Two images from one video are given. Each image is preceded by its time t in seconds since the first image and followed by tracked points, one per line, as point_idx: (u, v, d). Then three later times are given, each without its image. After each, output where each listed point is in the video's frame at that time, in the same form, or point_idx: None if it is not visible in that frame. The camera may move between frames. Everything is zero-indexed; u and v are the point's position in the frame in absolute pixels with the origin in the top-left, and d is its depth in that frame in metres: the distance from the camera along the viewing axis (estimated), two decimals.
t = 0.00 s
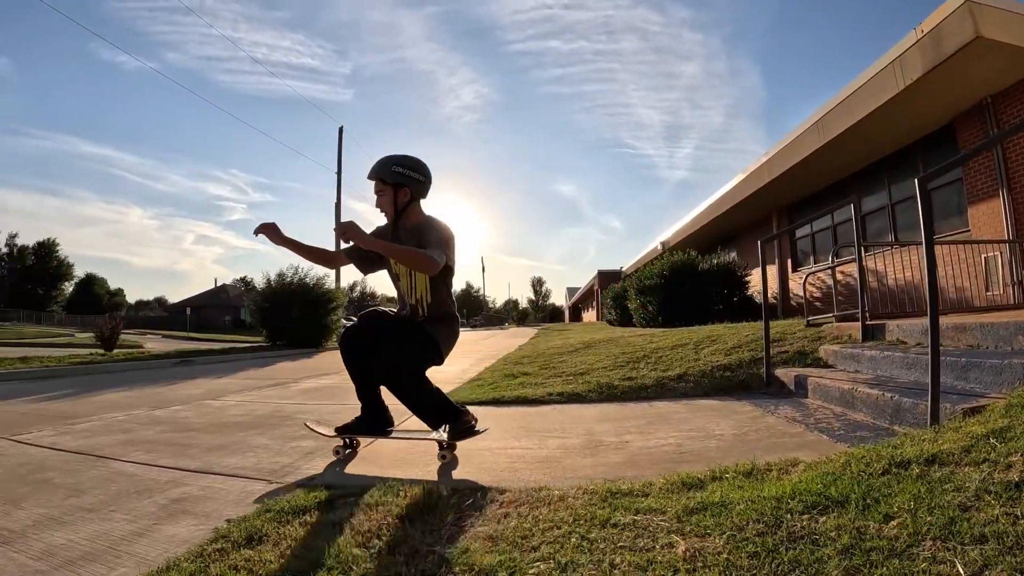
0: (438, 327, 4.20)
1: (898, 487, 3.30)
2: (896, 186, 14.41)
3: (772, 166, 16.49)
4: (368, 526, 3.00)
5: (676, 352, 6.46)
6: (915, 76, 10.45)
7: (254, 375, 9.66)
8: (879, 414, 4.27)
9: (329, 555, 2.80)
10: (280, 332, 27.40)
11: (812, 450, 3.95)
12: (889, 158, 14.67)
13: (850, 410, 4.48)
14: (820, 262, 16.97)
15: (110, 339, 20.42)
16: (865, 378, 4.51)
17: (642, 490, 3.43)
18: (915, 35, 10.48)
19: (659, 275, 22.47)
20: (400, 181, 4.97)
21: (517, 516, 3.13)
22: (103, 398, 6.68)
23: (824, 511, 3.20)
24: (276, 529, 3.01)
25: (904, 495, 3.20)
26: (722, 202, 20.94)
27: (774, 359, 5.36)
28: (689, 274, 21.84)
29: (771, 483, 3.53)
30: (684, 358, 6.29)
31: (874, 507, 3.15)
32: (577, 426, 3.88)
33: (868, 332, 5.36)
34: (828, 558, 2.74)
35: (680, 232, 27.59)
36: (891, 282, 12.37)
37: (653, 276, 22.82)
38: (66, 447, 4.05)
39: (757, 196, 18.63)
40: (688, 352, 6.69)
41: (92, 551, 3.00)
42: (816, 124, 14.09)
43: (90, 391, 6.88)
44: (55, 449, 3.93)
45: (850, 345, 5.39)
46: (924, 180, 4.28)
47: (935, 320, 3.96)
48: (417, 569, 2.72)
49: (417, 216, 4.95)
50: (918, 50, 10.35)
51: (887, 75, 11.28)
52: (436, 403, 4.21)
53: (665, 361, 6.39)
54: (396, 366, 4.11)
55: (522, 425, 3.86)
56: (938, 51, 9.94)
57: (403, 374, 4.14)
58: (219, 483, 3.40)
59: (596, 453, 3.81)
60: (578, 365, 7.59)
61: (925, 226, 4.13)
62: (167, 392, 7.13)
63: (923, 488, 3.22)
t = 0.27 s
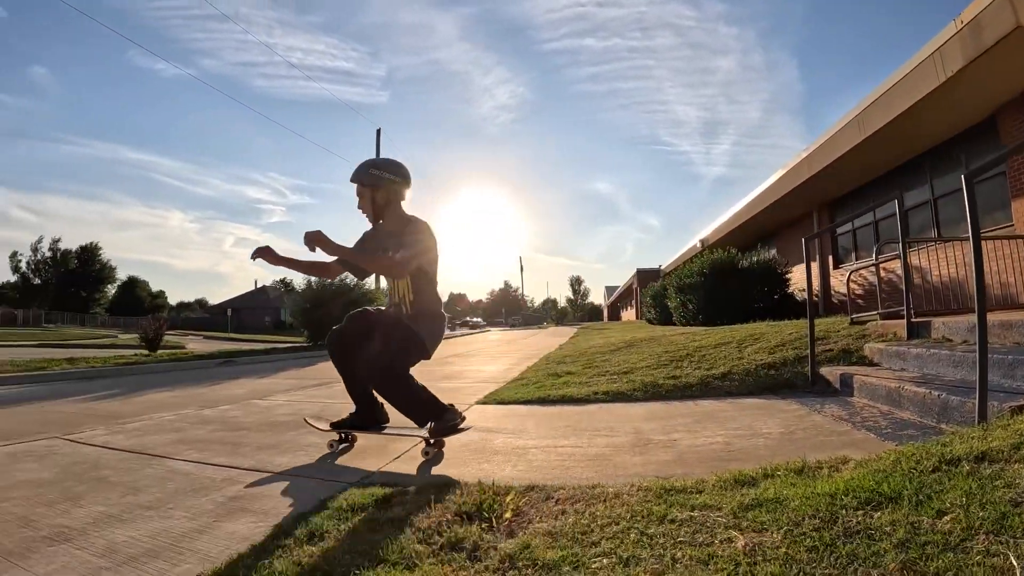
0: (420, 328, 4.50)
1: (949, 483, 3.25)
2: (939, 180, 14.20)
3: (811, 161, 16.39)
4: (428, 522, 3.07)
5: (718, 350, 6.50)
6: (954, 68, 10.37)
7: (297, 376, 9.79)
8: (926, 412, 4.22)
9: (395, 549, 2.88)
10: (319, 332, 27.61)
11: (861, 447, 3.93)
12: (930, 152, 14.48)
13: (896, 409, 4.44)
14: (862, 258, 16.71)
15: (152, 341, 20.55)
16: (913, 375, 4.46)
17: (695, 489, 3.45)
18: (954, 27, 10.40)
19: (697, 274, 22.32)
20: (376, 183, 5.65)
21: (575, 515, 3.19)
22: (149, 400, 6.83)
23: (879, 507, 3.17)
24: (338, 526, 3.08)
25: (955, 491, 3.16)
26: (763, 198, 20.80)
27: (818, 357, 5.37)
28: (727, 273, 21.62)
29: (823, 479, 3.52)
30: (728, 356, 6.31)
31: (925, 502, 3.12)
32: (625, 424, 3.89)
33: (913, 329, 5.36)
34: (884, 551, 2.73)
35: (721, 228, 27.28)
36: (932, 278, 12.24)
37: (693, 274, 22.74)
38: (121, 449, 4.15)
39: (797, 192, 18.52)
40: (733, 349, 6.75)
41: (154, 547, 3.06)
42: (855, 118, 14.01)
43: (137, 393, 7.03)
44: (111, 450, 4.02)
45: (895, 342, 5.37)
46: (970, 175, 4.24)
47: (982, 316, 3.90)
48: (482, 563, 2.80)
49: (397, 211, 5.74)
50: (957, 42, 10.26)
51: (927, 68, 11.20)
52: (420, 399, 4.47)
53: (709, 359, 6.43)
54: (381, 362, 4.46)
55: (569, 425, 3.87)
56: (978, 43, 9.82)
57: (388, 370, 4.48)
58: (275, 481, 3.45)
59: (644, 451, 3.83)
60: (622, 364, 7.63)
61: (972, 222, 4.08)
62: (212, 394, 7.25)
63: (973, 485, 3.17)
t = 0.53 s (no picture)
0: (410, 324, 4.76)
1: (992, 479, 3.21)
2: (975, 174, 13.98)
3: (844, 156, 16.27)
4: (475, 519, 3.11)
5: (754, 350, 6.55)
6: (986, 61, 10.27)
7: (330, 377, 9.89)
8: (964, 410, 4.15)
9: (445, 547, 2.92)
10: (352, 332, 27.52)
11: (900, 445, 3.89)
12: (965, 145, 14.30)
13: (933, 407, 4.38)
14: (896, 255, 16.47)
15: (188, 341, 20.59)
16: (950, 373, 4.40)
17: (737, 486, 3.47)
18: (986, 19, 10.28)
19: (728, 272, 22.20)
20: (361, 181, 5.90)
21: (619, 513, 3.22)
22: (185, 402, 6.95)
23: (921, 503, 3.14)
24: (386, 523, 3.12)
25: (1000, 488, 3.11)
26: (795, 194, 20.65)
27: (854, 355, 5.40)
28: (759, 271, 21.45)
29: (864, 477, 3.50)
30: (763, 356, 6.34)
31: (968, 499, 3.08)
32: (663, 423, 3.92)
33: (950, 327, 5.36)
34: (928, 547, 2.72)
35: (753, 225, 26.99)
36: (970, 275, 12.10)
37: (724, 273, 22.61)
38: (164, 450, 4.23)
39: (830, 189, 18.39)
40: (768, 348, 6.79)
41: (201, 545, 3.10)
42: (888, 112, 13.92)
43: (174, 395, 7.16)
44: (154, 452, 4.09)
45: (932, 340, 5.37)
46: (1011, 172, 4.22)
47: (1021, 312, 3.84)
48: (532, 560, 2.85)
49: (384, 204, 5.98)
50: (989, 34, 10.15)
51: (959, 61, 11.10)
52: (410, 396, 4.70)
53: (745, 358, 6.49)
54: (372, 362, 4.68)
55: (607, 423, 3.89)
56: (1011, 34, 9.67)
57: (378, 368, 4.70)
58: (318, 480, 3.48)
59: (684, 449, 3.86)
60: (656, 364, 7.66)
61: (1011, 219, 4.06)
62: (247, 395, 7.36)
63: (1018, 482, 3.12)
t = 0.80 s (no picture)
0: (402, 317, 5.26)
1: None
2: (1009, 170, 13.82)
3: (877, 151, 16.14)
4: (520, 516, 3.15)
5: (790, 349, 6.58)
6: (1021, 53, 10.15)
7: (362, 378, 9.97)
8: (1001, 408, 4.05)
9: (493, 543, 2.96)
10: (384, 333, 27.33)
11: (938, 442, 3.84)
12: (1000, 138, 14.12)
13: (970, 406, 4.31)
14: (931, 252, 16.27)
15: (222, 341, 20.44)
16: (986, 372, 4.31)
17: (777, 483, 3.49)
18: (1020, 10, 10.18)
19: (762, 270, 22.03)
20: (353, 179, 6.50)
21: (662, 509, 3.24)
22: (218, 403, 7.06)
23: (962, 500, 3.10)
24: (432, 519, 3.16)
25: None
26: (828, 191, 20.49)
27: (889, 353, 5.40)
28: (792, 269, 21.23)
29: (904, 474, 3.47)
30: (798, 354, 6.36)
31: (1010, 495, 3.04)
32: (701, 421, 3.93)
33: (987, 325, 5.34)
34: (971, 542, 2.70)
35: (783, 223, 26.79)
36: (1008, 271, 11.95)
37: (757, 271, 22.45)
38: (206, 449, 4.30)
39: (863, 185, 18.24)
40: (804, 347, 6.80)
41: (250, 541, 3.15)
42: (921, 106, 13.82)
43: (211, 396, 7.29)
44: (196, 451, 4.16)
45: (968, 338, 5.32)
46: None
47: None
48: (580, 555, 2.89)
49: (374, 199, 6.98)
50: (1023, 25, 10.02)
51: (992, 54, 11.00)
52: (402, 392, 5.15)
53: (780, 356, 6.52)
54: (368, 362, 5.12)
55: (644, 421, 3.88)
56: None
57: (373, 366, 5.16)
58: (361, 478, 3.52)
59: (722, 447, 3.88)
60: (690, 362, 7.69)
61: None
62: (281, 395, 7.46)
63: None
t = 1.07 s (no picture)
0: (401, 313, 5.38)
1: None
2: None
3: (910, 144, 16.02)
4: (563, 511, 3.18)
5: (823, 347, 6.62)
6: None
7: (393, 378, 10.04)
8: None
9: (538, 537, 3.01)
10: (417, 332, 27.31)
11: (974, 440, 3.79)
12: None
13: (1006, 403, 4.24)
14: (965, 247, 16.13)
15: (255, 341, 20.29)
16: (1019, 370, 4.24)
17: (816, 479, 3.49)
18: None
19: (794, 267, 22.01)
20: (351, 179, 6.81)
21: (703, 505, 3.26)
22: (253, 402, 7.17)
23: (1002, 495, 3.06)
24: (476, 515, 3.20)
25: None
26: (860, 187, 20.35)
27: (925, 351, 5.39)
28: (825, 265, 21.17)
29: (941, 470, 3.45)
30: (832, 352, 6.38)
31: None
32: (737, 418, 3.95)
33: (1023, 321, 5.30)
34: (1012, 535, 2.67)
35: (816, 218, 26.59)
36: None
37: (789, 267, 22.40)
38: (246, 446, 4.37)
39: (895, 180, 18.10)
40: (838, 345, 6.77)
41: (297, 537, 3.20)
42: (953, 100, 13.73)
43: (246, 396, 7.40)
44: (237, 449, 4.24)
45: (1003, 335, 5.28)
46: None
47: None
48: (625, 550, 2.93)
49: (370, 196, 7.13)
50: None
51: None
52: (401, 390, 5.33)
53: (814, 354, 6.56)
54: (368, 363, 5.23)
55: (681, 419, 3.90)
56: None
57: (373, 366, 5.27)
58: (403, 475, 3.56)
59: (757, 444, 3.90)
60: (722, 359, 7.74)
61: None
62: (314, 395, 7.56)
63: None
